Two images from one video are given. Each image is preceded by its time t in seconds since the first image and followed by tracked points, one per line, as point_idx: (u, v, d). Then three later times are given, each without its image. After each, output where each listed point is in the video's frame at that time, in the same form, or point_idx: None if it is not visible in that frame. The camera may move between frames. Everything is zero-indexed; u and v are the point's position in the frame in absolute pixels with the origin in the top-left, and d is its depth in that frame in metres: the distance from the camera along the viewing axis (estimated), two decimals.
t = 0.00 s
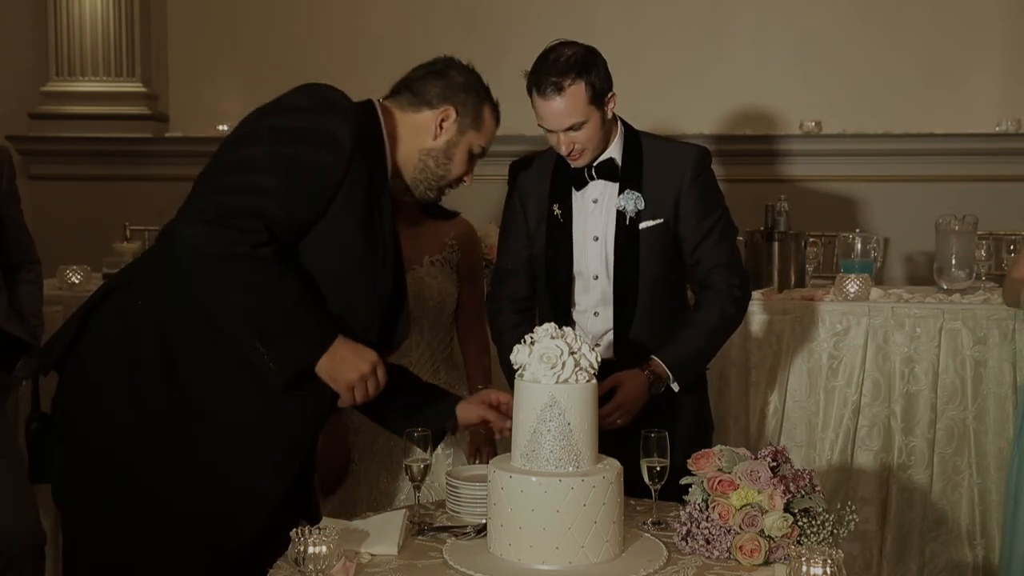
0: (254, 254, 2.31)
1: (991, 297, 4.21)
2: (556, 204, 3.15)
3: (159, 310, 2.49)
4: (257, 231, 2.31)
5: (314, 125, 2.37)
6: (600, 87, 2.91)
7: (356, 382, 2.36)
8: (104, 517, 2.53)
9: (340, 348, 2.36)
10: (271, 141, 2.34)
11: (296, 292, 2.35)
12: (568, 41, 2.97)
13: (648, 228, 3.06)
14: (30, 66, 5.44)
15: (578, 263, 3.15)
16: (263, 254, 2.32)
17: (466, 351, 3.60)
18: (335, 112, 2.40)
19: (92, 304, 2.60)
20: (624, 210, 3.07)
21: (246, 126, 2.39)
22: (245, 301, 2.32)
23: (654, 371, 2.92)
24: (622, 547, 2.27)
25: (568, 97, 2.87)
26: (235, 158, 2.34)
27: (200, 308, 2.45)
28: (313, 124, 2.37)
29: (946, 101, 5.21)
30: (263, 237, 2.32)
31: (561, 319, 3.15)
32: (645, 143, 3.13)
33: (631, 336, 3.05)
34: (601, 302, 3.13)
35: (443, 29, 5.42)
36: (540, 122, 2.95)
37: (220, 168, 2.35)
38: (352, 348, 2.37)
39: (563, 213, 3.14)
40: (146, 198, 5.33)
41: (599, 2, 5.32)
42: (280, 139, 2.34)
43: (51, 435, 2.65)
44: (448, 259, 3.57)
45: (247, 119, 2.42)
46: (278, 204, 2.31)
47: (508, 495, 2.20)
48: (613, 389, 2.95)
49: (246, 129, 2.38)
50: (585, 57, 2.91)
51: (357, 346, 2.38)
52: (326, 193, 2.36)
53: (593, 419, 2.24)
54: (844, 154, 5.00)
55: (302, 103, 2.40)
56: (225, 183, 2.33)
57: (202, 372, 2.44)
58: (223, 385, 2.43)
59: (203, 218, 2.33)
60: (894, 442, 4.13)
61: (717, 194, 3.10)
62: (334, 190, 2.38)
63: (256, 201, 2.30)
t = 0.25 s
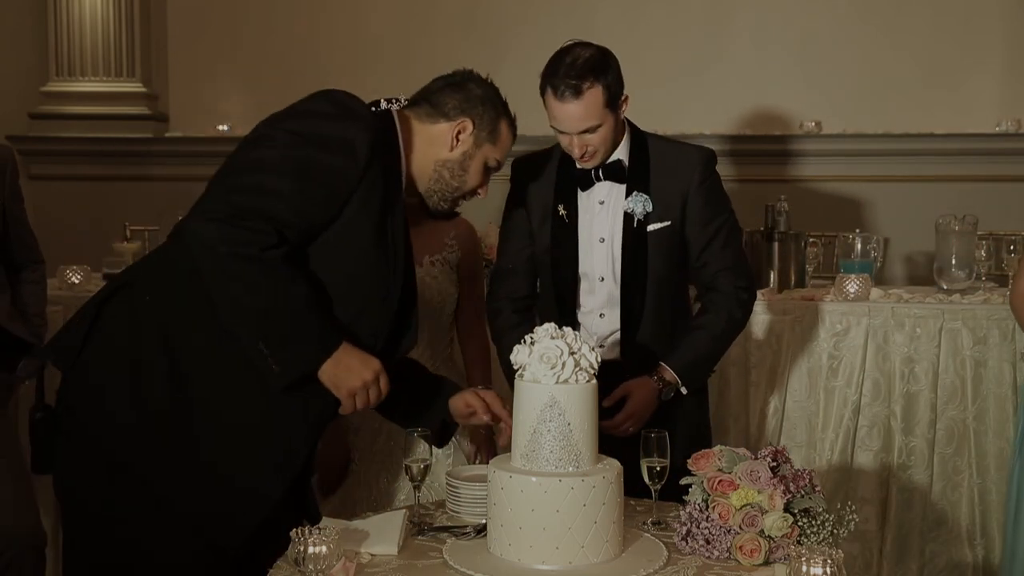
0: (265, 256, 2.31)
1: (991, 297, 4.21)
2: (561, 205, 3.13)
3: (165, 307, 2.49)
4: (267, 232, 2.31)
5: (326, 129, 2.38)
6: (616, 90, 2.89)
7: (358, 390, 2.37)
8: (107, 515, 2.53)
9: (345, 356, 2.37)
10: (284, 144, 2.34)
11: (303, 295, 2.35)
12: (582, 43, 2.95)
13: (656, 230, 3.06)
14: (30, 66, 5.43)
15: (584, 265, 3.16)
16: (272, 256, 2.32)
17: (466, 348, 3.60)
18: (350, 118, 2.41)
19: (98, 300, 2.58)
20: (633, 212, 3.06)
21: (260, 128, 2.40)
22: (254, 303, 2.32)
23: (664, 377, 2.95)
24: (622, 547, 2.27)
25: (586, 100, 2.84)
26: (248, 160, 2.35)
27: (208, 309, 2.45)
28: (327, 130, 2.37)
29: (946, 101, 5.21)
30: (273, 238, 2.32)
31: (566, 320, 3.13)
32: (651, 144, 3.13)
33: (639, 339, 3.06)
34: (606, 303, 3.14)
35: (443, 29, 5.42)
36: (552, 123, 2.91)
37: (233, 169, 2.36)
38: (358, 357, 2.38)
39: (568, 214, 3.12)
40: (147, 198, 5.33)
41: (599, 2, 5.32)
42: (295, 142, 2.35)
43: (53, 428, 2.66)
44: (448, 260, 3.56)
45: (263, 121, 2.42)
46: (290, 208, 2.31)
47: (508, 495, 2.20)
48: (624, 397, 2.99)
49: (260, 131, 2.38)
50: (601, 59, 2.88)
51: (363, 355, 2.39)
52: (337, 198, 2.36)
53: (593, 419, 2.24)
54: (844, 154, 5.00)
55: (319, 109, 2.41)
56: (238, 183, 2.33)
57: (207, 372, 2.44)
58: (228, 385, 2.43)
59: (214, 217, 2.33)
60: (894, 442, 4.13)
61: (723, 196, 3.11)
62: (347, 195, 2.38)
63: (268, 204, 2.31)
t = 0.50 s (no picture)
0: (268, 257, 2.32)
1: (990, 297, 4.21)
2: (565, 205, 3.13)
3: (168, 307, 2.49)
4: (271, 233, 2.32)
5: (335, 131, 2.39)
6: (628, 95, 2.88)
7: (358, 395, 2.35)
8: (108, 514, 2.54)
9: (346, 358, 2.36)
10: (291, 146, 2.35)
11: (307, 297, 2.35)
12: (594, 46, 2.94)
13: (662, 232, 3.07)
14: (30, 67, 5.43)
15: (588, 266, 3.14)
16: (275, 257, 2.32)
17: (466, 345, 3.59)
18: (357, 121, 2.41)
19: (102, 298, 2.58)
20: (639, 213, 3.06)
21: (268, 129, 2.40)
22: (258, 305, 2.33)
23: (667, 379, 2.94)
24: (622, 547, 2.27)
25: (601, 103, 2.82)
26: (255, 161, 2.36)
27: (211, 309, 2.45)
28: (334, 133, 2.38)
29: (946, 101, 5.20)
30: (277, 239, 2.33)
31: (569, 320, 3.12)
32: (655, 145, 3.13)
33: (643, 340, 3.06)
34: (611, 304, 3.13)
35: (443, 29, 5.42)
36: (564, 125, 2.89)
37: (240, 170, 2.37)
38: (359, 360, 2.37)
39: (572, 215, 3.12)
40: (146, 198, 5.33)
41: (599, 2, 5.32)
42: (301, 144, 2.35)
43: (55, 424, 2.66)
44: (448, 260, 3.57)
45: (270, 122, 2.43)
46: (295, 210, 2.32)
47: (508, 495, 2.19)
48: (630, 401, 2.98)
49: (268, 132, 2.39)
50: (615, 63, 2.87)
51: (365, 359, 2.38)
52: (342, 201, 2.36)
53: (593, 419, 2.24)
54: (844, 154, 5.00)
55: (327, 111, 2.42)
56: (244, 184, 2.34)
57: (209, 373, 2.44)
58: (230, 386, 2.43)
59: (219, 217, 2.34)
60: (894, 442, 4.13)
61: (727, 197, 3.11)
62: (353, 197, 2.38)
63: (272, 205, 2.31)
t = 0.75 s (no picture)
0: (268, 257, 2.32)
1: (990, 297, 4.21)
2: (566, 204, 3.13)
3: (169, 307, 2.49)
4: (271, 233, 2.32)
5: (336, 131, 2.38)
6: (633, 95, 2.88)
7: (361, 392, 2.37)
8: (109, 512, 2.55)
9: (347, 356, 2.37)
10: (292, 146, 2.35)
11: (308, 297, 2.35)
12: (599, 45, 2.93)
13: (663, 232, 3.06)
14: (30, 67, 5.43)
15: (589, 266, 3.15)
16: (275, 257, 2.32)
17: (466, 344, 3.60)
18: (358, 122, 2.41)
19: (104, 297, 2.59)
20: (640, 214, 3.06)
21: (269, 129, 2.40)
22: (258, 304, 2.33)
23: (667, 380, 2.94)
24: (622, 547, 2.27)
25: (607, 104, 2.82)
26: (255, 161, 2.36)
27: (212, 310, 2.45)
28: (334, 133, 2.38)
29: (947, 101, 5.20)
30: (277, 239, 2.33)
31: (568, 319, 3.11)
32: (657, 145, 3.13)
33: (643, 340, 3.05)
34: (612, 304, 3.13)
35: (443, 29, 5.42)
36: (568, 125, 2.89)
37: (240, 170, 2.37)
38: (362, 356, 2.38)
39: (574, 214, 3.12)
40: (147, 198, 5.33)
41: (599, 2, 5.32)
42: (301, 145, 2.35)
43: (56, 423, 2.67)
44: (449, 262, 3.57)
45: (271, 122, 2.43)
46: (295, 210, 2.32)
47: (507, 495, 2.20)
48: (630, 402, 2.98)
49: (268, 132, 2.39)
50: (620, 64, 2.87)
51: (367, 355, 2.39)
52: (342, 201, 2.36)
53: (593, 419, 2.24)
54: (844, 154, 5.01)
55: (327, 111, 2.42)
56: (244, 184, 2.34)
57: (210, 373, 2.44)
58: (231, 385, 2.43)
59: (219, 217, 2.34)
60: (894, 442, 4.13)
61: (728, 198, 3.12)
62: (354, 198, 2.38)
63: (272, 204, 2.31)
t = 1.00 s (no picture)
0: (271, 259, 2.31)
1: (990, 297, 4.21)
2: (569, 203, 3.13)
3: (170, 309, 2.49)
4: (273, 235, 2.31)
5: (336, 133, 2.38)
6: (632, 92, 2.88)
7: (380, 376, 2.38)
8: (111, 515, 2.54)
9: (361, 344, 2.39)
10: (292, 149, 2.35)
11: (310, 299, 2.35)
12: (599, 42, 2.94)
13: (663, 230, 3.06)
14: (30, 67, 5.43)
15: (590, 264, 3.16)
16: (277, 259, 2.32)
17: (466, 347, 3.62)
18: (359, 124, 2.41)
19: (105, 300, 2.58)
20: (640, 211, 3.06)
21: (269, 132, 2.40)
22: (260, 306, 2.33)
23: (657, 380, 2.94)
24: (622, 547, 2.27)
25: (605, 100, 2.82)
26: (256, 165, 2.35)
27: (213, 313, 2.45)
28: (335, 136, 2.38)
29: (947, 101, 5.20)
30: (279, 242, 2.32)
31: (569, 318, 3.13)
32: (660, 143, 3.13)
33: (643, 341, 3.05)
34: (612, 302, 3.14)
35: (443, 29, 5.42)
36: (567, 120, 2.89)
37: (240, 173, 2.36)
38: (374, 343, 2.40)
39: (576, 213, 3.12)
40: (147, 198, 5.33)
41: (599, 2, 5.32)
42: (301, 148, 2.35)
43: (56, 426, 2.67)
44: (452, 267, 3.55)
45: (271, 125, 2.43)
46: (297, 213, 2.32)
47: (507, 494, 2.20)
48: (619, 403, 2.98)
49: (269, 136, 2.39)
50: (619, 60, 2.87)
51: (379, 342, 2.41)
52: (343, 203, 2.36)
53: (593, 419, 2.24)
54: (843, 154, 5.01)
55: (327, 113, 2.42)
56: (245, 187, 2.33)
57: (210, 376, 2.44)
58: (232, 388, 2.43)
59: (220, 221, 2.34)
60: (894, 442, 4.13)
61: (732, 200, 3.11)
62: (354, 199, 2.38)
63: (273, 208, 2.31)
